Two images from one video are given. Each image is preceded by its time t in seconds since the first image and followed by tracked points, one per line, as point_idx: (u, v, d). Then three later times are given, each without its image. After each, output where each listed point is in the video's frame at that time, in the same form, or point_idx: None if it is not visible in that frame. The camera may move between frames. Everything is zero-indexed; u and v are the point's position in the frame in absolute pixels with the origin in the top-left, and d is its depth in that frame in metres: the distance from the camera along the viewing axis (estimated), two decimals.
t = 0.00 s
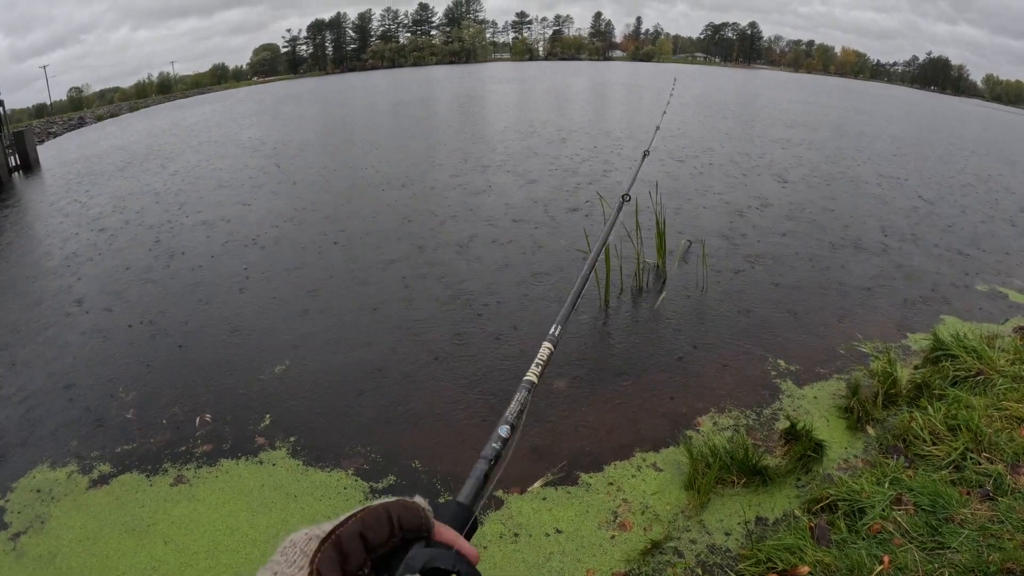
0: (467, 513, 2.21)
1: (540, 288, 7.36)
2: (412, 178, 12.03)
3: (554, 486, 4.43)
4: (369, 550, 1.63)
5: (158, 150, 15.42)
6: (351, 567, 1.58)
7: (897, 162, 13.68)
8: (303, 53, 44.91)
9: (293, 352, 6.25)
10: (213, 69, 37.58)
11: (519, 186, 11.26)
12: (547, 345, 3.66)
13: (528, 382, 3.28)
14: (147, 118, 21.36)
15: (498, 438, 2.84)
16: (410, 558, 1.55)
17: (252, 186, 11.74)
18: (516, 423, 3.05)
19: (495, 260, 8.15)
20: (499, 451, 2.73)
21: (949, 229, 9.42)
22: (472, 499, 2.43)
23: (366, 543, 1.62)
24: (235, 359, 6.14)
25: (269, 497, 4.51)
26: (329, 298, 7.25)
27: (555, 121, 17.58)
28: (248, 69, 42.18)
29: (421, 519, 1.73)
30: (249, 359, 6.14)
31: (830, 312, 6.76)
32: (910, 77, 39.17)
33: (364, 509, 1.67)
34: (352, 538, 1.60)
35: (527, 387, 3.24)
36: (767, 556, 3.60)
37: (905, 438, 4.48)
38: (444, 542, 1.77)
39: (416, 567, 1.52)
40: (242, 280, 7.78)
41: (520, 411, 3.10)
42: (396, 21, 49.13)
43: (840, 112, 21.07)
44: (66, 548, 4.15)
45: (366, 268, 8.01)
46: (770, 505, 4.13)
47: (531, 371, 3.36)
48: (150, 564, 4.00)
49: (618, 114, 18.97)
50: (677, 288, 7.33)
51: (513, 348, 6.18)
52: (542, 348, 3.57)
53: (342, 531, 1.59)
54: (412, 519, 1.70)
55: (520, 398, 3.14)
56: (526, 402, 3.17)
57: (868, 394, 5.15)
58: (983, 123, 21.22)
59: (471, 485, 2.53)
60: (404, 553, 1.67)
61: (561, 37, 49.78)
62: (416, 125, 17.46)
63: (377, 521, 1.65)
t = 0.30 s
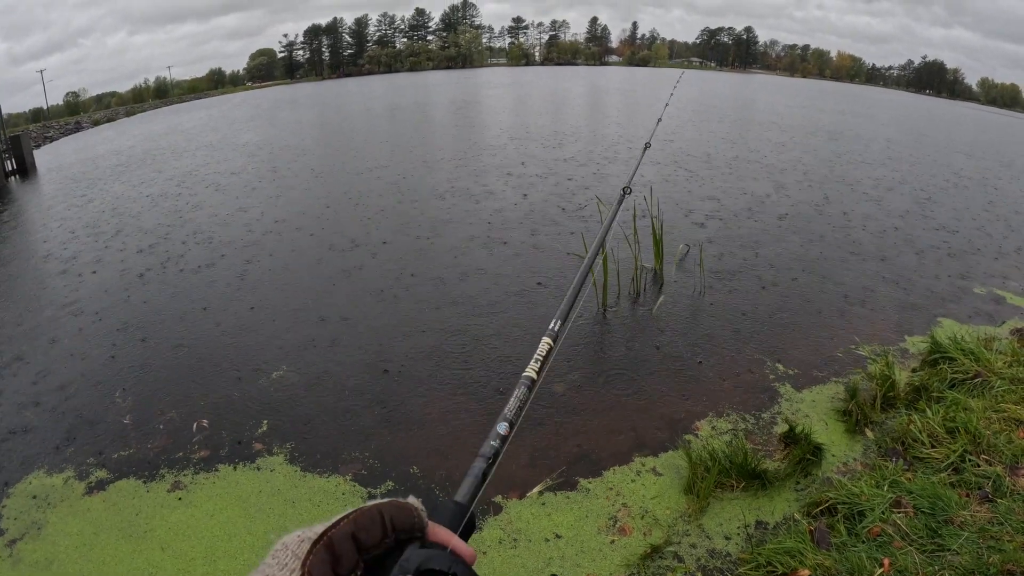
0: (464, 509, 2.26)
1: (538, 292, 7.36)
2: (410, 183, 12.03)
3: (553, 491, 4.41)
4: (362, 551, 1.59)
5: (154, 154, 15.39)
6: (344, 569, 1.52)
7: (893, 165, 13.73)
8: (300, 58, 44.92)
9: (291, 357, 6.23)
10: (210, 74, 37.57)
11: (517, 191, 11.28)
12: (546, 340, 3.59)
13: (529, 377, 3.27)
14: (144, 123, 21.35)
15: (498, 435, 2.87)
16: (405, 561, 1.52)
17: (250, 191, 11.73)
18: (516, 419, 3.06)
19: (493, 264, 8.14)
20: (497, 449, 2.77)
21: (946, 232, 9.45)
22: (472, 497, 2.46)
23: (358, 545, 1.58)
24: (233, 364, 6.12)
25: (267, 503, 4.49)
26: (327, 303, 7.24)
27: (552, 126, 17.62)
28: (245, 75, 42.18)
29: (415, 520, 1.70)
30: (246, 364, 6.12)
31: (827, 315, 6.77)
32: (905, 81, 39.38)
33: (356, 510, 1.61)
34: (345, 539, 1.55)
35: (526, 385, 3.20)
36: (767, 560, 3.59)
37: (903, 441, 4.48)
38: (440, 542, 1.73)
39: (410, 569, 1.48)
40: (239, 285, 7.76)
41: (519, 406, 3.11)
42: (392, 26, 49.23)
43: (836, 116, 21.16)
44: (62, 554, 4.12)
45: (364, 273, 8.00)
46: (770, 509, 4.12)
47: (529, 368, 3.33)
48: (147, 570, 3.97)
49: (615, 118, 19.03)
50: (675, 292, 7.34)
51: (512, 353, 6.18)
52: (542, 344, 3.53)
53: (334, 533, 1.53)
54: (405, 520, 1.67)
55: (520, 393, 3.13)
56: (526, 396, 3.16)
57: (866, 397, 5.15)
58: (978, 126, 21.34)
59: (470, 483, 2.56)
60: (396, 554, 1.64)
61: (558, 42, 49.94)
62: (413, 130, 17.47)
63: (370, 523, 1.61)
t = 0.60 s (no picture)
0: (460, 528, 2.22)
1: (538, 295, 7.37)
2: (409, 185, 12.04)
3: (554, 494, 4.41)
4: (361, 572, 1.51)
5: (154, 157, 15.39)
6: None
7: (892, 167, 13.76)
8: (299, 60, 44.94)
9: (291, 359, 6.22)
10: (209, 76, 37.60)
11: (516, 193, 11.28)
12: (539, 361, 3.54)
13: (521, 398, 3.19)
14: (143, 125, 21.35)
15: (490, 456, 2.82)
16: None
17: (249, 193, 11.72)
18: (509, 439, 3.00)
19: (492, 267, 8.15)
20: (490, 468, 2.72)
21: (945, 234, 9.46)
22: (465, 515, 2.44)
23: (357, 565, 1.50)
24: (232, 367, 6.11)
25: (267, 507, 4.47)
26: (327, 305, 7.23)
27: (551, 128, 17.65)
28: (244, 77, 42.21)
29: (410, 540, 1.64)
30: (246, 367, 6.11)
31: (827, 316, 6.78)
32: (903, 82, 39.49)
33: (354, 531, 1.53)
34: (343, 560, 1.48)
35: (519, 404, 3.16)
36: (769, 562, 3.59)
37: (904, 442, 4.48)
38: (433, 561, 1.67)
39: None
40: (239, 288, 7.74)
41: (512, 427, 3.05)
42: (391, 28, 49.31)
43: (834, 118, 21.21)
44: (61, 558, 4.10)
45: (364, 275, 7.99)
46: (771, 511, 4.12)
47: (522, 389, 3.25)
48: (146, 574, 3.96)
49: (614, 120, 19.06)
50: (674, 295, 7.34)
51: (512, 355, 6.18)
52: (534, 364, 3.46)
53: (334, 552, 1.46)
54: (402, 540, 1.60)
55: (512, 414, 3.07)
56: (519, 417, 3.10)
57: (866, 398, 5.15)
58: (975, 127, 21.40)
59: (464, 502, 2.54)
60: (394, 575, 1.56)
61: (556, 44, 50.02)
62: (412, 133, 17.48)
63: (368, 542, 1.53)
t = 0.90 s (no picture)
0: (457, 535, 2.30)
1: (538, 297, 7.36)
2: (409, 187, 12.03)
3: (554, 496, 4.40)
4: None
5: (153, 159, 15.38)
6: None
7: (891, 168, 13.79)
8: (298, 62, 44.98)
9: (291, 362, 6.20)
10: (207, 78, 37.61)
11: (516, 195, 11.29)
12: (534, 370, 3.67)
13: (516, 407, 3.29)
14: (141, 127, 21.34)
15: (486, 465, 2.91)
16: None
17: (248, 195, 11.71)
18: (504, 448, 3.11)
19: (492, 269, 8.14)
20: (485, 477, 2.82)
21: (944, 235, 9.47)
22: (460, 524, 2.54)
23: (354, 572, 1.53)
24: (232, 369, 6.10)
25: (267, 510, 4.46)
26: (327, 307, 7.23)
27: (551, 130, 17.66)
28: (243, 79, 42.23)
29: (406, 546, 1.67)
30: (245, 369, 6.09)
31: (827, 318, 6.78)
32: (901, 84, 39.62)
33: (350, 539, 1.57)
34: (341, 567, 1.51)
35: (513, 415, 3.26)
36: (771, 564, 3.59)
37: (904, 444, 4.48)
38: (428, 568, 1.70)
39: None
40: (238, 290, 7.73)
41: (507, 436, 3.16)
42: (389, 30, 49.34)
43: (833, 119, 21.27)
44: (60, 561, 4.09)
45: (363, 277, 7.98)
46: (772, 513, 4.12)
47: (517, 399, 3.36)
48: None
49: (613, 122, 19.10)
50: (674, 297, 7.34)
51: (512, 358, 6.17)
52: (529, 375, 3.60)
53: (332, 559, 1.50)
54: (398, 547, 1.63)
55: (506, 424, 3.18)
56: (513, 427, 3.21)
57: (866, 400, 5.15)
58: (974, 128, 21.45)
59: (459, 512, 2.64)
60: None
61: (555, 46, 50.12)
62: (411, 134, 17.47)
63: (365, 549, 1.57)
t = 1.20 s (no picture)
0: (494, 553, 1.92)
1: (537, 299, 7.36)
2: (409, 188, 12.03)
3: (554, 499, 4.39)
4: None
5: (152, 160, 15.36)
6: None
7: (890, 170, 13.80)
8: (297, 64, 44.96)
9: (290, 364, 6.19)
10: (206, 79, 37.60)
11: (515, 196, 11.28)
12: (612, 350, 2.84)
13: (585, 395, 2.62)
14: (140, 128, 21.33)
15: (540, 469, 2.34)
16: None
17: (247, 197, 11.70)
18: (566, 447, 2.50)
19: (491, 271, 8.14)
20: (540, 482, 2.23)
21: (944, 237, 9.46)
22: (502, 542, 2.01)
23: None
24: (231, 371, 6.08)
25: (266, 513, 4.44)
26: (326, 309, 7.21)
27: (550, 132, 17.68)
28: (242, 80, 42.19)
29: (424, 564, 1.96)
30: (245, 372, 6.08)
31: (827, 320, 6.78)
32: (899, 85, 39.68)
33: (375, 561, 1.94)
34: None
35: (581, 406, 2.58)
36: (771, 567, 3.58)
37: (904, 446, 4.48)
38: None
39: None
40: (237, 292, 7.72)
41: (571, 432, 2.53)
42: (388, 31, 49.39)
43: (831, 120, 21.29)
44: (57, 564, 4.07)
45: (363, 279, 7.97)
46: (772, 516, 4.11)
47: (587, 386, 2.66)
48: None
49: (612, 124, 19.12)
50: (674, 298, 7.34)
51: (512, 360, 6.16)
52: (607, 355, 2.78)
53: None
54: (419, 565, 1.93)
55: (573, 416, 2.52)
56: (581, 420, 2.55)
57: (866, 402, 5.15)
58: (972, 129, 21.47)
59: (503, 525, 2.10)
60: None
61: (554, 47, 50.17)
62: (410, 136, 17.46)
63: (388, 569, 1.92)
